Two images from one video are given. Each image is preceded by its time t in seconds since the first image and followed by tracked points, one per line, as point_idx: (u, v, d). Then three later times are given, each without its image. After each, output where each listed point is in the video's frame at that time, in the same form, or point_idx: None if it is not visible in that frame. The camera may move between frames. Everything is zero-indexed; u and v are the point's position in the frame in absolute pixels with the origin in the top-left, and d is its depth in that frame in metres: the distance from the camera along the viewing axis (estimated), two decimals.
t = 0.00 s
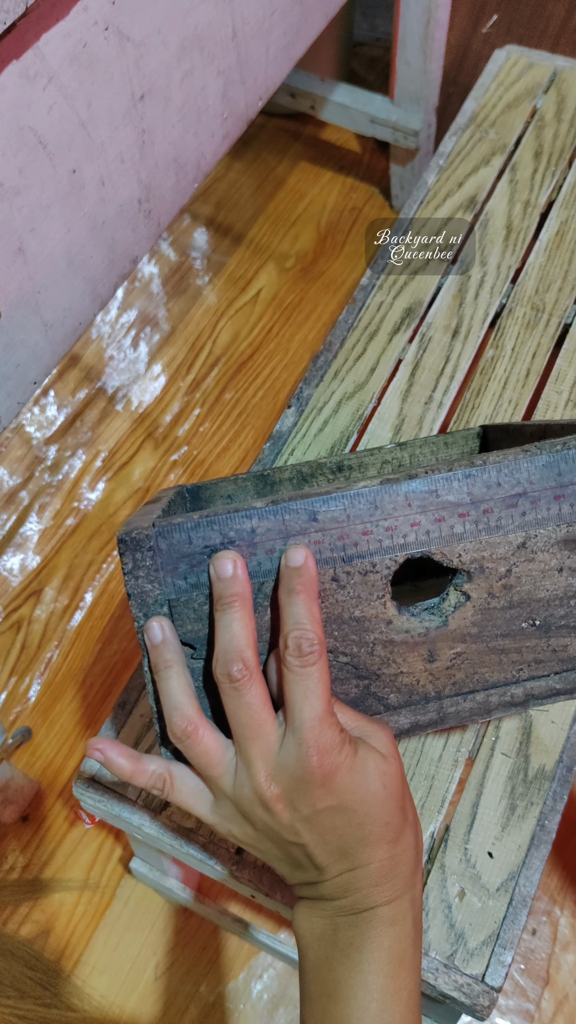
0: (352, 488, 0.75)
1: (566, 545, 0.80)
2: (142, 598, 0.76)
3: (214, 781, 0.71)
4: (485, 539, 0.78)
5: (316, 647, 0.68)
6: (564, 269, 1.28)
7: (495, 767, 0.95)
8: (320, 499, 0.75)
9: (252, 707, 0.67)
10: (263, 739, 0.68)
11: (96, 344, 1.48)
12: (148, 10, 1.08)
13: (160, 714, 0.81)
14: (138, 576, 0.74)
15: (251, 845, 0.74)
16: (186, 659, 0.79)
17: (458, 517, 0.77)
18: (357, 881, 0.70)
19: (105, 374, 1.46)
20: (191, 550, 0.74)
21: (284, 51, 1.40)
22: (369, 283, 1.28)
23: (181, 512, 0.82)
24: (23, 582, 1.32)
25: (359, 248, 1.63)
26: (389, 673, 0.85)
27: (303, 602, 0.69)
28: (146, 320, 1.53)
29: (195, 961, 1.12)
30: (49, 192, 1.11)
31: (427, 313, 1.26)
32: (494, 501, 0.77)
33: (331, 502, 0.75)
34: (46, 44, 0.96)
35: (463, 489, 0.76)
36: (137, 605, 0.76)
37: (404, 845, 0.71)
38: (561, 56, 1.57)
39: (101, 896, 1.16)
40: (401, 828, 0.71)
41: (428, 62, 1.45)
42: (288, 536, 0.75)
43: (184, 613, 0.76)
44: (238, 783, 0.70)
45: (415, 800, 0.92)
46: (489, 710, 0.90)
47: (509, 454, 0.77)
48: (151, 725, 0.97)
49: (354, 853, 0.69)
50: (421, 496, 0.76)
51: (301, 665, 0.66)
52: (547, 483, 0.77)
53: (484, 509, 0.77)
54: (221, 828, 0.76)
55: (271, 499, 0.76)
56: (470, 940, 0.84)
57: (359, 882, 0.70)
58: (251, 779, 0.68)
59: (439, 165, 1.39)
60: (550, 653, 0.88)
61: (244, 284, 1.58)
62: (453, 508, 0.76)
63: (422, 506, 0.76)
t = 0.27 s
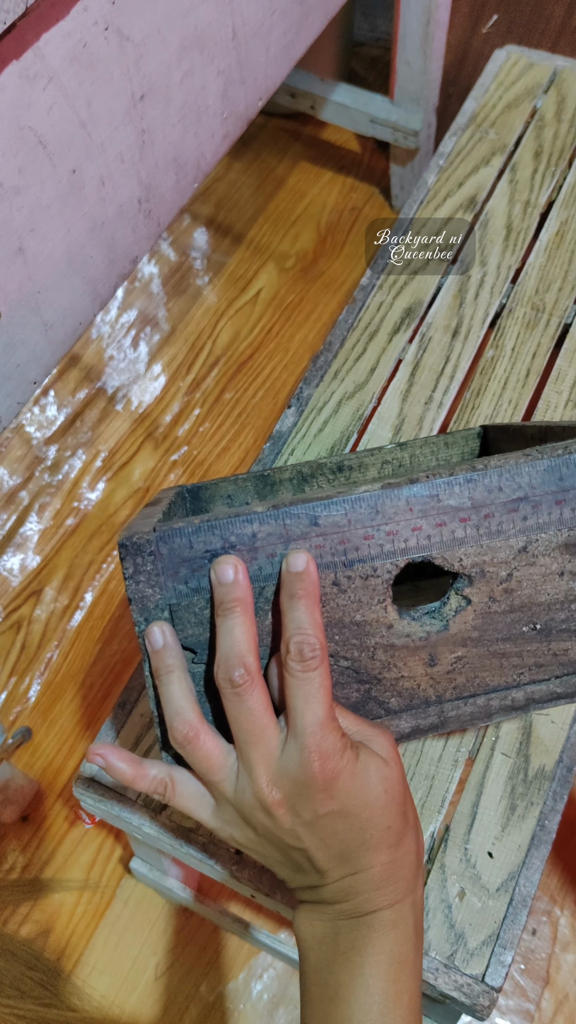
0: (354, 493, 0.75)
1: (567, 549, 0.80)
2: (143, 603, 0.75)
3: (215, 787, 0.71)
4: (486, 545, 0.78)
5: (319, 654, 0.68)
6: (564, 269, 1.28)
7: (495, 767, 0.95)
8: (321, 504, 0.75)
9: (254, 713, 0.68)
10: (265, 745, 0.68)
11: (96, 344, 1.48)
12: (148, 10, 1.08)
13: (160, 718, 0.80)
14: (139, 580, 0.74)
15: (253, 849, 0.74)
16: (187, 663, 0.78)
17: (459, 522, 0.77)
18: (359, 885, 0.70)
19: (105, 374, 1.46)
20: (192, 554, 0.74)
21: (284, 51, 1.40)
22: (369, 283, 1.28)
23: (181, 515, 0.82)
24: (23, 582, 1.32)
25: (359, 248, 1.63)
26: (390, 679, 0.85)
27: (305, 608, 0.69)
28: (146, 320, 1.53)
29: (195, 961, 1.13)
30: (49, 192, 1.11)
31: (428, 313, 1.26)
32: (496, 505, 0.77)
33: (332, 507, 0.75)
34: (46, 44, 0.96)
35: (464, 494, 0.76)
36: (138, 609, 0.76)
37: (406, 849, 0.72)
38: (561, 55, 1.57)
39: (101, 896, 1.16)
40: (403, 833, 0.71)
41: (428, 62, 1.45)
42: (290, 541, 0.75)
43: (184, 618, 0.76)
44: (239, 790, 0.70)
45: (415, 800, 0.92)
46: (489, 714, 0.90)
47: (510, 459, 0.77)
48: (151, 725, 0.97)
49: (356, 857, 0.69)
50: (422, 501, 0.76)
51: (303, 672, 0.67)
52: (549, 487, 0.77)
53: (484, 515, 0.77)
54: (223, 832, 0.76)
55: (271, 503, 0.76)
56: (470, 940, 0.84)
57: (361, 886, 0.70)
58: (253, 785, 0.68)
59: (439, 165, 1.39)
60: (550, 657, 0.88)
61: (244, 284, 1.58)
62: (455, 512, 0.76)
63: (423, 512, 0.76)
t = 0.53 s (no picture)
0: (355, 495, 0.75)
1: (568, 552, 0.80)
2: (144, 606, 0.75)
3: (217, 790, 0.71)
4: (487, 547, 0.78)
5: (320, 658, 0.68)
6: (564, 269, 1.28)
7: (495, 767, 0.95)
8: (322, 507, 0.75)
9: (255, 717, 0.68)
10: (266, 748, 0.68)
11: (96, 344, 1.48)
12: (148, 10, 1.08)
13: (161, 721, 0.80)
14: (139, 583, 0.74)
15: (254, 851, 0.74)
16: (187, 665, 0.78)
17: (460, 525, 0.77)
18: (361, 887, 0.70)
19: (105, 374, 1.46)
20: (193, 557, 0.74)
21: (284, 51, 1.40)
22: (369, 283, 1.28)
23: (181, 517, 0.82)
24: (23, 582, 1.32)
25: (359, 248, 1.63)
26: (391, 682, 0.85)
27: (307, 612, 0.69)
28: (146, 320, 1.53)
29: (195, 961, 1.12)
30: (49, 192, 1.11)
31: (428, 313, 1.26)
32: (497, 508, 0.77)
33: (333, 509, 0.74)
34: (46, 44, 0.97)
35: (465, 496, 0.76)
36: (139, 612, 0.75)
37: (409, 852, 0.72)
38: (561, 55, 1.57)
39: (101, 896, 1.16)
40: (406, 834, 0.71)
41: (428, 62, 1.45)
42: (291, 543, 0.75)
43: (185, 620, 0.76)
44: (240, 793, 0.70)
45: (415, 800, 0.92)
46: (490, 717, 0.90)
47: (511, 462, 0.77)
48: (151, 725, 0.97)
49: (358, 860, 0.69)
50: (423, 504, 0.76)
51: (304, 676, 0.67)
52: (549, 490, 0.77)
53: (485, 518, 0.77)
54: (225, 834, 0.76)
55: (272, 506, 0.76)
56: (470, 940, 0.84)
57: (364, 888, 0.70)
58: (255, 788, 0.68)
59: (439, 165, 1.39)
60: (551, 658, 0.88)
61: (244, 284, 1.58)
62: (456, 515, 0.76)
63: (424, 515, 0.76)
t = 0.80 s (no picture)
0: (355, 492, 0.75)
1: (567, 550, 0.81)
2: (143, 602, 0.75)
3: (218, 786, 0.71)
4: (486, 544, 0.78)
5: (320, 653, 0.67)
6: (564, 269, 1.28)
7: (495, 768, 0.95)
8: (322, 504, 0.75)
9: (254, 713, 0.68)
10: (265, 744, 0.68)
11: (96, 344, 1.48)
12: (148, 10, 1.08)
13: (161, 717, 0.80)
14: (139, 580, 0.74)
15: (256, 847, 0.74)
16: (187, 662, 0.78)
17: (459, 522, 0.77)
18: (362, 883, 0.70)
19: (105, 374, 1.46)
20: (193, 553, 0.74)
21: (284, 51, 1.40)
22: (369, 284, 1.28)
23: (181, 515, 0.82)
24: (23, 582, 1.32)
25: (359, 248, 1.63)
26: (390, 678, 0.85)
27: (306, 609, 0.69)
28: (146, 320, 1.53)
29: (195, 960, 1.13)
30: (49, 192, 1.11)
31: (428, 313, 1.26)
32: (496, 505, 0.77)
33: (332, 506, 0.75)
34: (46, 44, 0.96)
35: (465, 493, 0.76)
36: (138, 609, 0.76)
37: (410, 847, 0.72)
38: (561, 55, 1.57)
39: (101, 896, 1.16)
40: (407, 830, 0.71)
41: (428, 62, 1.45)
42: (290, 541, 0.75)
43: (185, 617, 0.76)
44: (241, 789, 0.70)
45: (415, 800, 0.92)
46: (489, 713, 0.90)
47: (510, 459, 0.77)
48: (151, 725, 0.97)
49: (359, 855, 0.69)
50: (422, 501, 0.76)
51: (303, 672, 0.66)
52: (549, 487, 0.77)
53: (485, 514, 0.77)
54: (226, 831, 0.76)
55: (272, 503, 0.76)
56: (470, 940, 0.84)
57: (365, 884, 0.70)
58: (255, 785, 0.68)
59: (439, 165, 1.39)
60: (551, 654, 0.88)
61: (244, 284, 1.58)
62: (455, 512, 0.76)
63: (423, 512, 0.76)
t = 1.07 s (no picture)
0: (355, 495, 0.75)
1: (566, 552, 0.81)
2: (143, 606, 0.75)
3: (218, 790, 0.72)
4: (486, 547, 0.79)
5: (320, 657, 0.68)
6: (565, 269, 1.28)
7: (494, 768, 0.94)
8: (323, 508, 0.75)
9: (254, 716, 0.68)
10: (265, 747, 0.68)
11: (96, 344, 1.46)
12: (148, 10, 1.08)
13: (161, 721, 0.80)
14: (139, 584, 0.74)
15: (256, 851, 0.74)
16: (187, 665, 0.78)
17: (459, 526, 0.77)
18: (363, 887, 0.70)
19: (105, 374, 1.46)
20: (193, 557, 0.73)
21: (284, 51, 1.40)
22: (369, 284, 1.28)
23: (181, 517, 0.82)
24: (23, 582, 1.32)
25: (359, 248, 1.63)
26: (391, 682, 0.85)
27: (306, 612, 0.69)
28: (146, 320, 1.53)
29: (195, 960, 1.13)
30: (49, 192, 1.11)
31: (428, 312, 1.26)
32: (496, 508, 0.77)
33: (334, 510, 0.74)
34: (47, 44, 0.97)
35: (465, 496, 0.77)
36: (139, 613, 0.75)
37: (410, 850, 0.72)
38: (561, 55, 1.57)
39: (101, 896, 1.16)
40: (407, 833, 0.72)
41: (428, 63, 1.45)
42: (291, 544, 0.75)
43: (185, 621, 0.76)
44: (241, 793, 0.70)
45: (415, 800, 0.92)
46: (490, 717, 0.88)
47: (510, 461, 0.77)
48: (151, 725, 0.97)
49: (360, 859, 0.69)
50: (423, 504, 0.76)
51: (303, 676, 0.67)
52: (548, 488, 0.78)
53: (485, 517, 0.77)
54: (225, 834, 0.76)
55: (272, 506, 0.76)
56: (470, 939, 0.84)
57: (366, 887, 0.70)
58: (255, 788, 0.69)
59: (439, 165, 1.39)
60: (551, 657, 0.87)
61: (244, 284, 1.58)
62: (455, 514, 0.77)
63: (424, 514, 0.76)
